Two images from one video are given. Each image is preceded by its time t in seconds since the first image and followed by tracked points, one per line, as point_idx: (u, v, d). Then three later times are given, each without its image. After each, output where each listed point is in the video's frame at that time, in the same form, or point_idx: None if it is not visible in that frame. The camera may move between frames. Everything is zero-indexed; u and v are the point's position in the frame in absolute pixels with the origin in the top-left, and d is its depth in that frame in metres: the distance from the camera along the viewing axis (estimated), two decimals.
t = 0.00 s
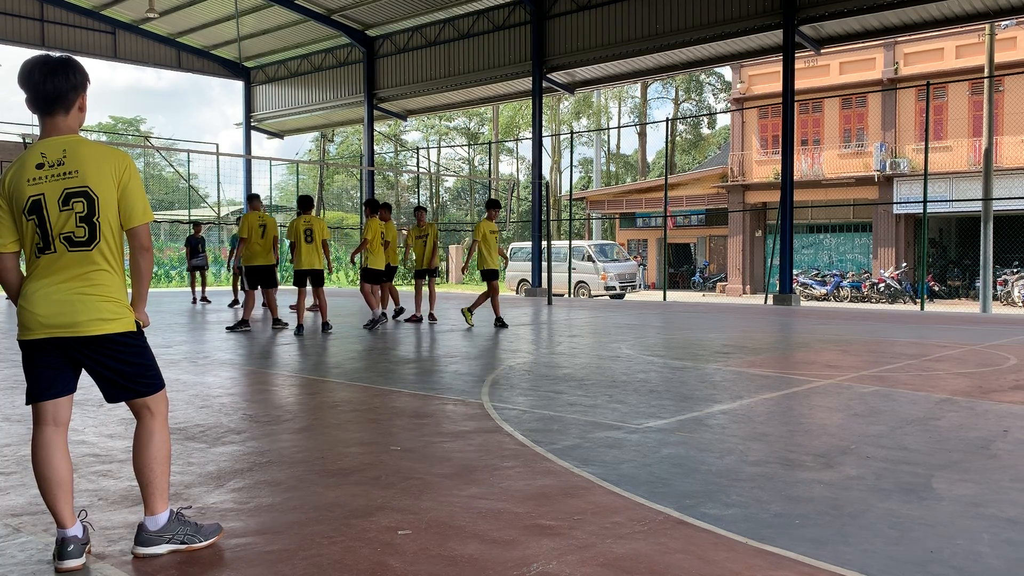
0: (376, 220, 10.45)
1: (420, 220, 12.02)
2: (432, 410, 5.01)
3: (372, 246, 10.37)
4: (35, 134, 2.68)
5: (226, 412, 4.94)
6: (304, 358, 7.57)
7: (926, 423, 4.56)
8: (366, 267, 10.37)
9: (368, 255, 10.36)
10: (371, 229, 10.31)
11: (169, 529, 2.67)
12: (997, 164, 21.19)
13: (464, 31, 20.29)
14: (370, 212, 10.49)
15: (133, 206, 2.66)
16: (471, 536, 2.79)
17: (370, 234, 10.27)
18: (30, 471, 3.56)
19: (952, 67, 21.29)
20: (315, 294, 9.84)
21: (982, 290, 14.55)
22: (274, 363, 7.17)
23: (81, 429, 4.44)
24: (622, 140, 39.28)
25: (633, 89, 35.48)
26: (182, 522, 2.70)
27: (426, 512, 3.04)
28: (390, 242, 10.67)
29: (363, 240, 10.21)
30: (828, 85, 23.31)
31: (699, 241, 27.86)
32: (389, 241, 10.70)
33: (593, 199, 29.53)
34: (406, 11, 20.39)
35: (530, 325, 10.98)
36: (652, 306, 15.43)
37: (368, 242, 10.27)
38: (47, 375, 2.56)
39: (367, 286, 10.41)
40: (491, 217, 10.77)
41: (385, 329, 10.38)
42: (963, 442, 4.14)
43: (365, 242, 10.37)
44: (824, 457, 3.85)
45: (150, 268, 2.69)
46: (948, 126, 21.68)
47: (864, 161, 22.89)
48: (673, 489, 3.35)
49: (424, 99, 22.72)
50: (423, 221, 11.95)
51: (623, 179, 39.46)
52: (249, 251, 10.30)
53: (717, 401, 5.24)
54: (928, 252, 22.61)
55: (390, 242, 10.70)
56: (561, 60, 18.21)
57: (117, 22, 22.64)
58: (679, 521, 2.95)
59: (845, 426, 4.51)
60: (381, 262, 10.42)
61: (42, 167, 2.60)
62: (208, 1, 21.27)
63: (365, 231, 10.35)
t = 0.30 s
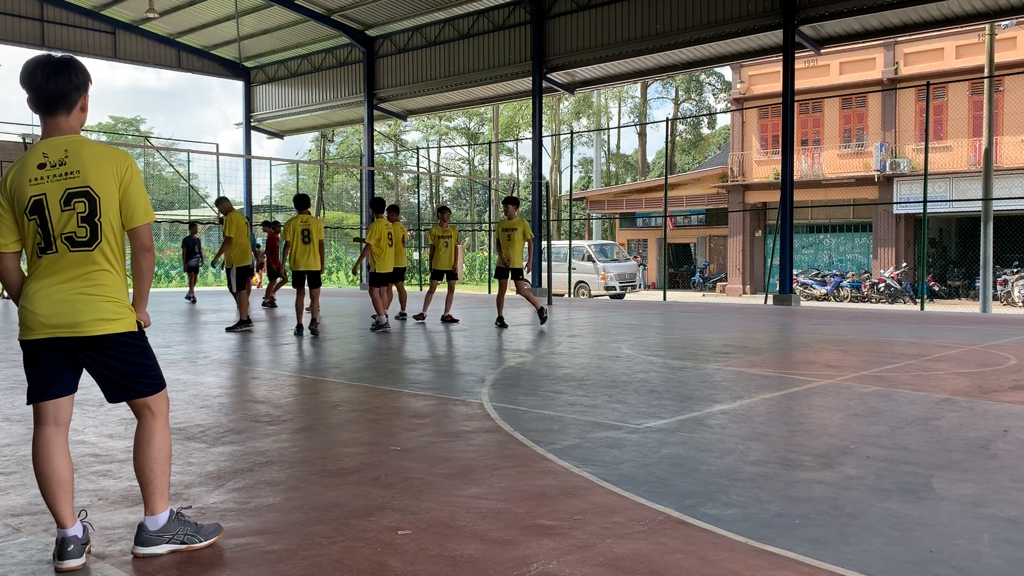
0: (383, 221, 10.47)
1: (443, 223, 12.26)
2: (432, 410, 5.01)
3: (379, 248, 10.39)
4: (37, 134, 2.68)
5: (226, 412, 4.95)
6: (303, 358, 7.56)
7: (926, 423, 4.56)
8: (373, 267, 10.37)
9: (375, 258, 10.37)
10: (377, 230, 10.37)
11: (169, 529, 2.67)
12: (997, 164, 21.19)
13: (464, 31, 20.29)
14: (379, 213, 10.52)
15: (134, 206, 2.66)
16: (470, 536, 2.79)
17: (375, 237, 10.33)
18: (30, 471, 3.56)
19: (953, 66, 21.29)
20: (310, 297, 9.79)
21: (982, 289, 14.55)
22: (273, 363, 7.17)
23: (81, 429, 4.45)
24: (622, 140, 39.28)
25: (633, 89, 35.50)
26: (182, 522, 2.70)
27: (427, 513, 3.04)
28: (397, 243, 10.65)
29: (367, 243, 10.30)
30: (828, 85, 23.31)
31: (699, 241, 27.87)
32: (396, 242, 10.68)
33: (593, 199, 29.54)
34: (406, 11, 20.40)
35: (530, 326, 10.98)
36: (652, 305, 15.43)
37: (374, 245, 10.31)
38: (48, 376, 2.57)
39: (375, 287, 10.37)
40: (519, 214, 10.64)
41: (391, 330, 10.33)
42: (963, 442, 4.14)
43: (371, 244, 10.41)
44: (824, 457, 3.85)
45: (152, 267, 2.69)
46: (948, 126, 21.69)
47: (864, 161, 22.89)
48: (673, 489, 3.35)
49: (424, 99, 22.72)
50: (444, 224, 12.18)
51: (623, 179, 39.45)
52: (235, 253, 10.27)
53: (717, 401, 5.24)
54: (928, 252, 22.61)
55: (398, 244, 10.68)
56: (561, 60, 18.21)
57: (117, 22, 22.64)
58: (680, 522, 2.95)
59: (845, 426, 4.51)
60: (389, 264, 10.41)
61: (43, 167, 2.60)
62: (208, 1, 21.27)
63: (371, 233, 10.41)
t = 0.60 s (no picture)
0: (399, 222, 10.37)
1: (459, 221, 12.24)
2: (432, 410, 5.01)
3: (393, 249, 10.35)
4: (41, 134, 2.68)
5: (225, 412, 4.95)
6: (302, 358, 7.56)
7: (926, 423, 4.57)
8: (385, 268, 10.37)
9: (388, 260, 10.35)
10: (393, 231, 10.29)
11: (173, 529, 2.67)
12: (997, 164, 21.18)
13: (464, 31, 20.29)
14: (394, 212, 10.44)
15: (138, 207, 2.66)
16: (470, 536, 2.79)
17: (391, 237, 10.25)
18: (30, 471, 3.56)
19: (953, 67, 21.29)
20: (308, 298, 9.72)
21: (982, 289, 14.54)
22: (272, 364, 7.16)
23: (81, 429, 4.45)
24: (622, 140, 39.28)
25: (633, 89, 35.49)
26: (184, 522, 2.70)
27: (427, 513, 3.04)
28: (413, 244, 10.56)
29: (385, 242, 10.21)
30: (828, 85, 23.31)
31: (699, 241, 27.87)
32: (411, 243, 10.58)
33: (593, 199, 29.54)
34: (406, 11, 20.39)
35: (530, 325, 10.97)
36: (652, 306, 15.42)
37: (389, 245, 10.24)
38: (48, 375, 2.56)
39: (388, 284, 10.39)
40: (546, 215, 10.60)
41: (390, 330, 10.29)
42: (963, 442, 4.14)
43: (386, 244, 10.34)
44: (824, 457, 3.85)
45: (155, 267, 2.69)
46: (948, 126, 21.69)
47: (864, 161, 22.88)
48: (673, 489, 3.35)
49: (424, 99, 22.71)
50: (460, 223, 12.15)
51: (623, 179, 39.42)
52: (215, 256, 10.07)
53: (717, 401, 5.25)
54: (928, 252, 22.60)
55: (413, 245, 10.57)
56: (561, 60, 18.21)
57: (117, 22, 22.63)
58: (680, 522, 2.95)
59: (845, 426, 4.51)
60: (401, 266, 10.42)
61: (48, 166, 2.60)
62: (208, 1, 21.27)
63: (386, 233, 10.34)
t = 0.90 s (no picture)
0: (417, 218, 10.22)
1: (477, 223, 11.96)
2: (432, 410, 5.01)
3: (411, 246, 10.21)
4: (58, 132, 2.67)
5: (225, 412, 4.95)
6: (301, 358, 7.55)
7: (926, 423, 4.57)
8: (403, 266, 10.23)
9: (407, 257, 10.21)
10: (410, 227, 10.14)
11: (163, 536, 2.61)
12: (997, 164, 21.18)
13: (464, 31, 20.29)
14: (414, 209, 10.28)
15: (154, 209, 2.67)
16: (470, 536, 2.79)
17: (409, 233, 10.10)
18: (30, 471, 3.57)
19: (953, 67, 21.29)
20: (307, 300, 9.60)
21: (982, 289, 14.54)
22: (271, 363, 7.15)
23: (81, 429, 4.45)
24: (622, 140, 39.29)
25: (633, 89, 35.51)
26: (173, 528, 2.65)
27: (427, 512, 3.04)
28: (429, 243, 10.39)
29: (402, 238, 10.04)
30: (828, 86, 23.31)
31: (699, 241, 27.90)
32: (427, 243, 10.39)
33: (593, 199, 29.53)
34: (406, 11, 20.39)
35: (530, 325, 10.97)
36: (653, 305, 15.43)
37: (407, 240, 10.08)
38: (54, 374, 2.56)
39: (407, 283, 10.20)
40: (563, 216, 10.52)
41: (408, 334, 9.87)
42: (963, 442, 4.14)
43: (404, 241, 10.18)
44: (824, 457, 3.86)
45: (168, 270, 2.71)
46: (948, 126, 21.69)
47: (864, 161, 22.89)
48: (673, 489, 3.36)
49: (424, 99, 22.71)
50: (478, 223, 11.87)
51: (623, 179, 39.42)
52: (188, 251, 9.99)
53: (717, 401, 5.25)
54: (928, 252, 22.60)
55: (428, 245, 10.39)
56: (561, 60, 18.20)
57: (117, 22, 22.63)
58: (680, 521, 2.95)
59: (845, 426, 4.51)
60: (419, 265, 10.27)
61: (66, 166, 2.60)
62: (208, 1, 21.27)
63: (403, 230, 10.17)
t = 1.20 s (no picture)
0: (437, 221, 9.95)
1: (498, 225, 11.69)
2: (432, 410, 5.01)
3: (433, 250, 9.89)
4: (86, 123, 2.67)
5: (225, 412, 4.94)
6: (301, 358, 7.55)
7: (926, 423, 4.56)
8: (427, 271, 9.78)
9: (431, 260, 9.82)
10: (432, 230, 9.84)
11: (164, 537, 2.61)
12: (997, 164, 21.17)
13: (464, 31, 20.29)
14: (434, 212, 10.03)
15: (174, 209, 2.67)
16: (470, 536, 2.79)
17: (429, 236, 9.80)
18: (30, 472, 3.57)
19: (953, 66, 21.29)
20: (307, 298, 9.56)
21: (982, 289, 14.53)
22: (271, 363, 7.15)
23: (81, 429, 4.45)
24: (622, 140, 39.28)
25: (633, 89, 35.51)
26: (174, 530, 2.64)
27: (426, 513, 3.04)
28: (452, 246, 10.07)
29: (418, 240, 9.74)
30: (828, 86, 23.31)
31: (699, 241, 27.91)
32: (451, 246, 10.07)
33: (593, 198, 29.52)
34: (406, 11, 20.39)
35: (530, 325, 10.96)
36: (653, 305, 15.41)
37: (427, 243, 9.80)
38: (68, 371, 2.56)
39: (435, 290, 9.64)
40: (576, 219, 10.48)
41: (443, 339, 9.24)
42: (963, 442, 4.14)
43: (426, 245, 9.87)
44: (824, 457, 3.85)
45: (186, 270, 2.70)
46: (948, 126, 21.69)
47: (864, 161, 22.88)
48: (673, 489, 3.35)
49: (424, 99, 22.72)
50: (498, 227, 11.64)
51: (623, 179, 39.43)
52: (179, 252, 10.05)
53: (718, 401, 5.25)
54: (928, 252, 22.60)
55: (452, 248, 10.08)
56: (561, 60, 18.20)
57: (117, 22, 22.63)
58: (680, 522, 2.95)
59: (845, 426, 4.51)
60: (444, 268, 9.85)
61: (90, 157, 2.59)
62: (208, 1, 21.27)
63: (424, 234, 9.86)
